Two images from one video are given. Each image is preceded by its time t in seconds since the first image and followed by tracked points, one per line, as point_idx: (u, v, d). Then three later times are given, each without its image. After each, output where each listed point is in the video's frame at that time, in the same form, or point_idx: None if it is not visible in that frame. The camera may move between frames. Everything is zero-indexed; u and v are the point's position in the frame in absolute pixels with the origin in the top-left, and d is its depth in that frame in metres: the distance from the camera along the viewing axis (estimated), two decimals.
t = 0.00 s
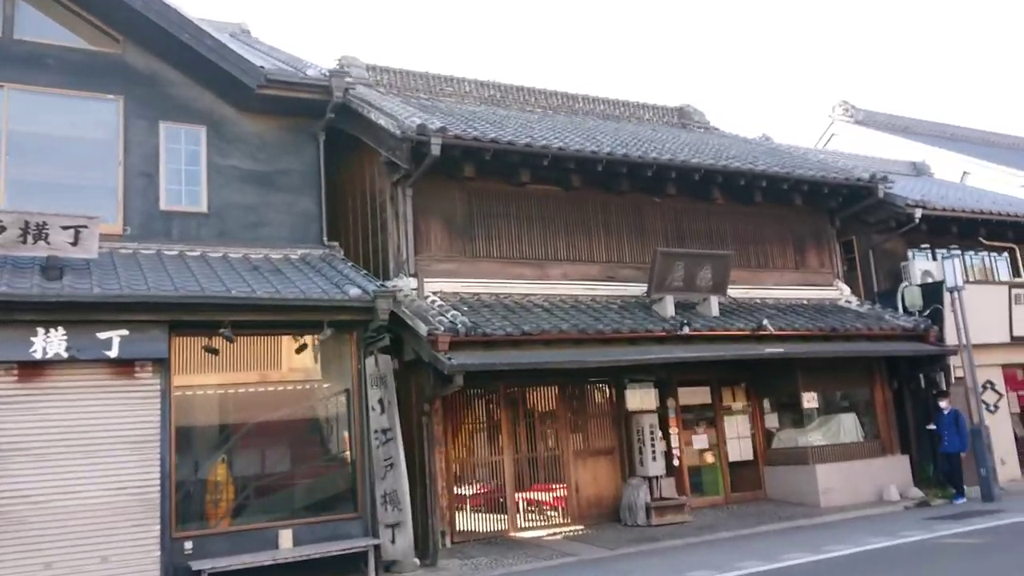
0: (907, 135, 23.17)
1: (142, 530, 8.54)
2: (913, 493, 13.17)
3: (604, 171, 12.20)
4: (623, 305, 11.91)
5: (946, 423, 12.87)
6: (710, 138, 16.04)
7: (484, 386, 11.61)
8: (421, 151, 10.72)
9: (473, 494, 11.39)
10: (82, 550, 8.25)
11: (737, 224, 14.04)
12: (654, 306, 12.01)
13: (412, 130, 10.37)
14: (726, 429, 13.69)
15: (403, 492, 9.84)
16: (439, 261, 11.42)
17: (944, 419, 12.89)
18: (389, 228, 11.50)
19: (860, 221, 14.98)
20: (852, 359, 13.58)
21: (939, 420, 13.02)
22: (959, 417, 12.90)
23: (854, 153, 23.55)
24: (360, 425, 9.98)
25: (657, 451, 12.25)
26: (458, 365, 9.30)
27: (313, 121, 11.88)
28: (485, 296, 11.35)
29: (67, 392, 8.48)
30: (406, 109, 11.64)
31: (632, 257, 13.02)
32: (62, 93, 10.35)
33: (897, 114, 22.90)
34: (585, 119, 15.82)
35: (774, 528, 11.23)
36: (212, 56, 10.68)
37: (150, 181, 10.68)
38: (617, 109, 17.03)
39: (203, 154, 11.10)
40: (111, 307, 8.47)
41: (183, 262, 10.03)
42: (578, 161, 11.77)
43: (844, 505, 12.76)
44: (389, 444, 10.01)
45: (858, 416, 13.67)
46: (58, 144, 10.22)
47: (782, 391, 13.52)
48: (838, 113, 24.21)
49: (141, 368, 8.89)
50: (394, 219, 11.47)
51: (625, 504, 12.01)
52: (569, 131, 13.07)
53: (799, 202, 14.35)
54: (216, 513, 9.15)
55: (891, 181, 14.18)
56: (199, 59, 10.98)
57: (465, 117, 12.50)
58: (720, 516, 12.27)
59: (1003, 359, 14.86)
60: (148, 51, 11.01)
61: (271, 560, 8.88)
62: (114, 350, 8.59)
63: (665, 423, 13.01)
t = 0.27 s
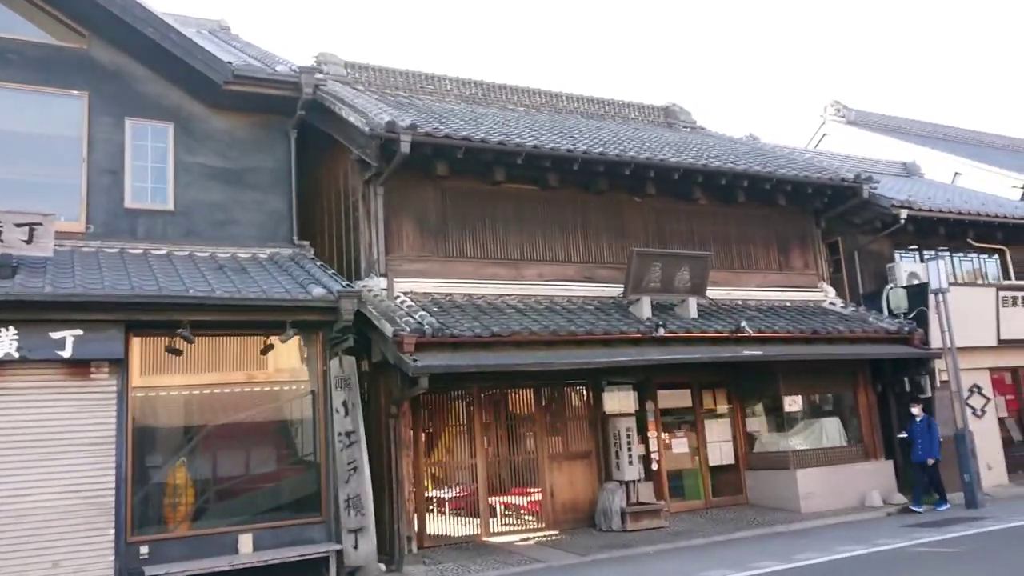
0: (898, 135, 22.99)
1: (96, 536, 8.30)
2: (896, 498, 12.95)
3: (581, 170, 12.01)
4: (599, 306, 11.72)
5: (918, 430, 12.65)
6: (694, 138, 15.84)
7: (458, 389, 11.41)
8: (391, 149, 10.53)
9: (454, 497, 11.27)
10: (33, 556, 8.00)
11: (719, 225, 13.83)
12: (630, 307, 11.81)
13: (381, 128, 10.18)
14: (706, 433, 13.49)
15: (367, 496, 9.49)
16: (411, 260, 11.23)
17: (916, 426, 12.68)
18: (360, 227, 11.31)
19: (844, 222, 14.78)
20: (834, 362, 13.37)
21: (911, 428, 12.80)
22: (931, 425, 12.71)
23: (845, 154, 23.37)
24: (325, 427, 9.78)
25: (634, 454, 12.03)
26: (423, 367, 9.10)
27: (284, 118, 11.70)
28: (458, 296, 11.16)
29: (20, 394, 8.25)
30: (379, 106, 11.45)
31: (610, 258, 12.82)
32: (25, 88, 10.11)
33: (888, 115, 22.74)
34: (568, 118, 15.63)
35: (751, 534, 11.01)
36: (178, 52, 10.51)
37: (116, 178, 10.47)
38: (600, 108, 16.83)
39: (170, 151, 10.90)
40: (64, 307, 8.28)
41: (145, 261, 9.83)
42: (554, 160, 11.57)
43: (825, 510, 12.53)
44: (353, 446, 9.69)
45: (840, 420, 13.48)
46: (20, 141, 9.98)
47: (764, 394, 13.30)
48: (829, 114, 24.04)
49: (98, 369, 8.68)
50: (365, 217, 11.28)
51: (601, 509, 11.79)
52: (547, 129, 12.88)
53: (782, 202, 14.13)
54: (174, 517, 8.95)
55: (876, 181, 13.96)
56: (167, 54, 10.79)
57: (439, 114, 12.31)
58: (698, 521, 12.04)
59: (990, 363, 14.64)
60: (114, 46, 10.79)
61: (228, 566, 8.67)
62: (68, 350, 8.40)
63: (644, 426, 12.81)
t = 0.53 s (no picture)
0: (887, 132, 22.82)
1: (50, 539, 8.09)
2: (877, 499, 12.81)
3: (556, 166, 11.82)
4: (574, 304, 11.53)
5: (887, 429, 12.45)
6: (677, 133, 15.64)
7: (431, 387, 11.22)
8: (359, 144, 10.33)
9: (434, 496, 11.16)
10: None
11: (700, 221, 13.64)
12: (606, 305, 11.63)
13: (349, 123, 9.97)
14: (686, 433, 13.31)
15: (331, 498, 9.45)
16: (382, 257, 11.05)
17: (885, 426, 12.48)
18: (331, 223, 11.12)
19: (827, 218, 14.61)
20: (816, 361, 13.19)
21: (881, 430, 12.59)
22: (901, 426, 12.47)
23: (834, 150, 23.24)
24: (289, 428, 9.62)
25: (609, 455, 11.89)
26: (388, 367, 8.92)
27: (254, 112, 11.51)
28: (429, 294, 10.98)
29: None
30: (349, 100, 11.25)
31: (588, 255, 12.63)
32: None
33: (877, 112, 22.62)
34: (549, 113, 15.41)
35: (727, 536, 10.82)
36: (142, 45, 10.31)
37: (79, 174, 10.24)
38: (583, 104, 16.63)
39: (137, 146, 10.70)
40: (16, 305, 8.06)
41: (107, 258, 9.62)
42: (528, 155, 11.38)
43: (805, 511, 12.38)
44: (317, 448, 9.59)
45: (821, 419, 13.33)
46: None
47: (744, 394, 13.12)
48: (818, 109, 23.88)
49: (53, 368, 8.45)
50: (336, 214, 11.10)
51: (575, 510, 11.61)
52: (523, 124, 12.69)
53: (765, 199, 13.94)
54: (134, 519, 8.78)
55: (859, 178, 13.77)
56: (132, 47, 10.56)
57: (413, 109, 12.12)
58: (676, 522, 11.87)
59: (974, 361, 14.47)
60: (78, 39, 10.55)
61: (187, 569, 8.51)
62: (22, 349, 8.16)
63: (620, 426, 12.65)
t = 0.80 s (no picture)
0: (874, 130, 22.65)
1: None
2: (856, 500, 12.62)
3: (529, 162, 11.60)
4: (546, 303, 11.32)
5: (855, 431, 11.79)
6: (657, 130, 15.43)
7: (397, 386, 10.97)
8: (323, 139, 10.11)
9: (411, 498, 11.02)
10: None
11: (678, 219, 13.44)
12: (579, 304, 11.43)
13: (312, 117, 9.74)
14: (663, 433, 13.10)
15: (289, 502, 9.01)
16: (349, 255, 10.83)
17: (852, 427, 11.81)
18: (297, 220, 10.90)
19: (808, 216, 14.41)
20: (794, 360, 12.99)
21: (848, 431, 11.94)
22: (869, 426, 11.87)
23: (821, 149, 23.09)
24: (248, 430, 9.41)
25: (583, 457, 11.71)
26: (347, 367, 8.71)
27: (220, 108, 11.29)
28: (397, 292, 10.76)
29: None
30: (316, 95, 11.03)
31: (563, 253, 12.42)
32: None
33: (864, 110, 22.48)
34: (527, 110, 15.19)
35: (701, 539, 10.62)
36: (101, 37, 10.04)
37: (38, 169, 10.01)
38: (563, 101, 16.43)
39: (97, 141, 10.46)
40: None
41: (63, 255, 9.39)
42: (499, 151, 11.16)
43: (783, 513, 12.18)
44: (275, 450, 9.20)
45: (801, 420, 13.12)
46: None
47: (722, 394, 12.92)
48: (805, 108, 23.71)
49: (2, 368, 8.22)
50: (302, 210, 10.88)
51: (547, 513, 11.40)
52: (496, 120, 12.48)
53: (744, 196, 13.74)
54: (87, 523, 8.55)
55: (839, 175, 13.57)
56: (92, 41, 10.34)
57: (384, 105, 11.90)
58: (651, 524, 11.66)
59: (957, 361, 14.29)
60: (37, 32, 10.33)
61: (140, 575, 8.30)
62: None
63: (595, 427, 12.46)
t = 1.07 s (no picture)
0: (858, 128, 22.52)
1: None
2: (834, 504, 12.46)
3: (498, 162, 11.42)
4: (515, 305, 11.14)
5: (818, 436, 11.34)
6: (634, 129, 15.26)
7: (364, 390, 10.81)
8: (285, 139, 9.89)
9: (388, 502, 10.87)
10: None
11: (653, 219, 13.27)
12: (550, 306, 11.25)
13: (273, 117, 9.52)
14: (639, 436, 12.91)
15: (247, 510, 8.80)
16: (313, 257, 10.66)
17: (816, 432, 11.36)
18: (261, 222, 10.72)
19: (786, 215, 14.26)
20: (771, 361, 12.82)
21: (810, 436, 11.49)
22: (832, 431, 11.39)
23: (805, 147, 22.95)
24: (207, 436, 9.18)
25: (554, 461, 11.55)
26: (304, 372, 8.51)
27: (183, 108, 11.08)
28: (363, 295, 10.57)
29: None
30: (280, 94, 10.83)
31: (535, 254, 12.25)
32: None
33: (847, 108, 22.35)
34: (502, 109, 15.02)
35: (673, 544, 10.45)
36: (58, 39, 9.97)
37: None
38: (540, 100, 16.25)
39: (55, 142, 10.25)
40: None
41: (16, 259, 9.18)
42: (467, 151, 10.97)
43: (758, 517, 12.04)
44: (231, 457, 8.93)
45: (777, 422, 12.99)
46: None
47: (698, 396, 12.75)
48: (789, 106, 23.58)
49: None
50: (266, 212, 10.70)
51: (519, 519, 11.22)
52: (466, 119, 12.29)
53: (720, 196, 13.57)
54: (40, 533, 8.34)
55: (816, 173, 13.40)
56: (48, 41, 10.19)
57: (351, 104, 11.71)
58: (624, 530, 11.49)
59: (936, 361, 14.15)
60: None
61: None
62: None
63: (569, 430, 12.27)
